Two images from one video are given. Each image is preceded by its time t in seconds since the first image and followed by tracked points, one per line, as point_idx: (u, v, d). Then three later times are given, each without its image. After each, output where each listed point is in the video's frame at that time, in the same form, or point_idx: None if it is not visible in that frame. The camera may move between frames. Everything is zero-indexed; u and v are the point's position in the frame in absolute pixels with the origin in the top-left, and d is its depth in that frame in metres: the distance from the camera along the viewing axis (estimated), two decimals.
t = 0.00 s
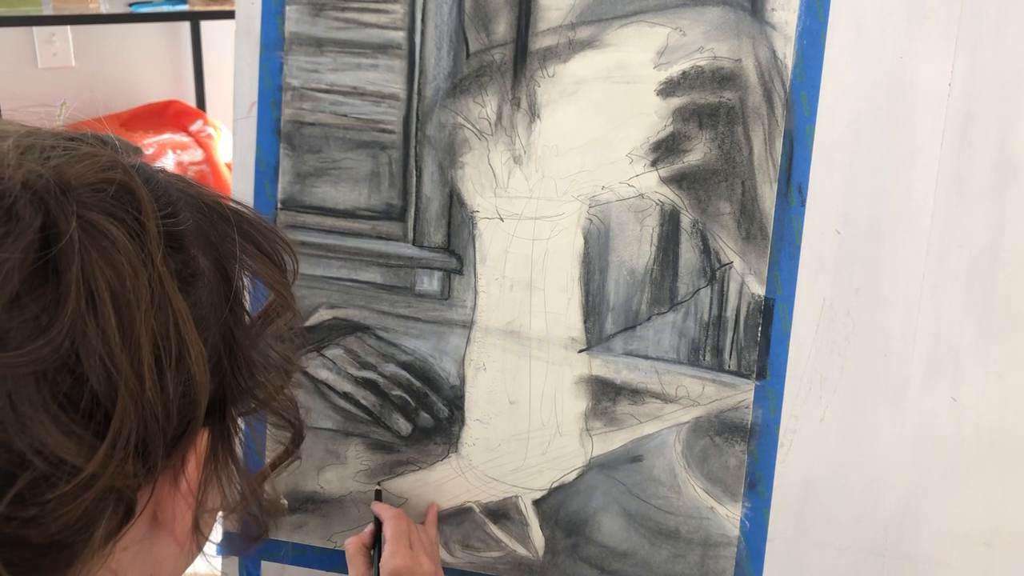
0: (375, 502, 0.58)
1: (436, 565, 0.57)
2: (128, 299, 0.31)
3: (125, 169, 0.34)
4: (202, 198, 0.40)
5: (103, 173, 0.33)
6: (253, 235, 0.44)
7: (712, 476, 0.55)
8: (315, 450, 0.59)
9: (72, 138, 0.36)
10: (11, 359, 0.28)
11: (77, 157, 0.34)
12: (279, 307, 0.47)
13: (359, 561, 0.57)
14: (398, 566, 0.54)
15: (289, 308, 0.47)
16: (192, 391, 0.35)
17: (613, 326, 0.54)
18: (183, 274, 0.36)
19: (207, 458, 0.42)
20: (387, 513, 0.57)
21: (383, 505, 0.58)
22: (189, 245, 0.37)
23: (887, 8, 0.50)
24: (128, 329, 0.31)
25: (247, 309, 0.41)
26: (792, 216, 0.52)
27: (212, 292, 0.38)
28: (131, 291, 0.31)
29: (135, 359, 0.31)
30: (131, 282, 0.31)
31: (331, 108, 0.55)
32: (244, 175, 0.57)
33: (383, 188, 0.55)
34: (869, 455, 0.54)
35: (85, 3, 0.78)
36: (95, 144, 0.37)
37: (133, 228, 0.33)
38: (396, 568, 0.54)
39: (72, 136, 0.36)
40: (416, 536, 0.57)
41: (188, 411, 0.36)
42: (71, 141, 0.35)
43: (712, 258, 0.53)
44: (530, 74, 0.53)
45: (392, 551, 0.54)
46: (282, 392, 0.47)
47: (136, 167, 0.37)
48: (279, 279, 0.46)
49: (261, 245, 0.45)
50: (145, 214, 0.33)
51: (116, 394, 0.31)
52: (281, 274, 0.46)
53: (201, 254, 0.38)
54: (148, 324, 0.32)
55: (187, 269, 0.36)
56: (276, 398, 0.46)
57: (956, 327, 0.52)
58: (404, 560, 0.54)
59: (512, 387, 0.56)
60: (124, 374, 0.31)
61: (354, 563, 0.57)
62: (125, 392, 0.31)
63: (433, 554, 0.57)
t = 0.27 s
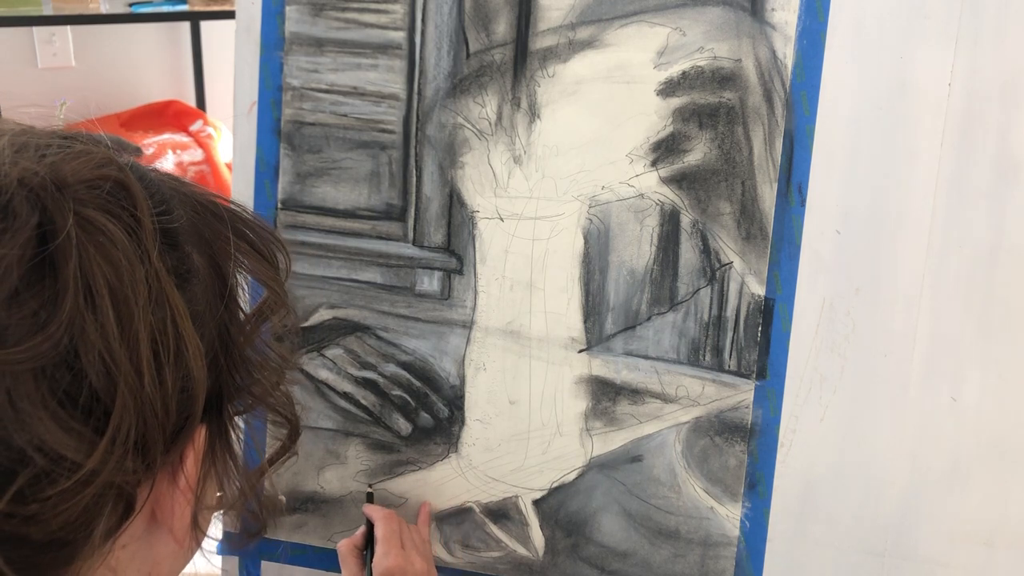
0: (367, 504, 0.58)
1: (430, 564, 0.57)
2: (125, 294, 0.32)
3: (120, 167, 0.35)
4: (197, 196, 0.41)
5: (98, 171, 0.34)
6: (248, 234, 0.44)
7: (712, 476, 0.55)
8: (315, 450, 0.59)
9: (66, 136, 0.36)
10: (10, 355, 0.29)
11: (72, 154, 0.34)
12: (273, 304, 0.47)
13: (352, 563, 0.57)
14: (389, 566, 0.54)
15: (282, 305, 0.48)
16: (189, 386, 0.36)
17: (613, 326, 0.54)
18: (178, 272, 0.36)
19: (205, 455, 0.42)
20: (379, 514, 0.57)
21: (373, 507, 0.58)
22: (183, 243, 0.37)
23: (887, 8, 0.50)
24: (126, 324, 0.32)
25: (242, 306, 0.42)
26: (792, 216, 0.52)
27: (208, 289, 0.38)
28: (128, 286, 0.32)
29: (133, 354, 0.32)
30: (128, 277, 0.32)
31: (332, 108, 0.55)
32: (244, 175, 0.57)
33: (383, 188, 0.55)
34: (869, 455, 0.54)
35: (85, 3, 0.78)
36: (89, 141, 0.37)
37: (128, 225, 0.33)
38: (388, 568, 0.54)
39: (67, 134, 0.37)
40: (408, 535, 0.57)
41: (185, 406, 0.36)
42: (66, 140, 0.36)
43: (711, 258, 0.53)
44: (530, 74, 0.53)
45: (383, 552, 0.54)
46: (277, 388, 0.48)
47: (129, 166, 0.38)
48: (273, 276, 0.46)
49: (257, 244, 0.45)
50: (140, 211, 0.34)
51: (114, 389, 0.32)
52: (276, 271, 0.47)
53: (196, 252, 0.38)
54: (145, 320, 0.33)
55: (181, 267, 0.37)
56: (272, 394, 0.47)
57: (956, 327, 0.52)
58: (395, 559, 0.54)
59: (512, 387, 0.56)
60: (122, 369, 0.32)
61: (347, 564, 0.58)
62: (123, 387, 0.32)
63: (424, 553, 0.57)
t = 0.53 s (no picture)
0: (360, 504, 0.58)
1: (424, 563, 0.57)
2: (130, 289, 0.32)
3: (118, 165, 0.36)
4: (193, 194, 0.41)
5: (97, 170, 0.34)
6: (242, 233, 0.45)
7: (712, 476, 0.55)
8: (315, 450, 0.59)
9: (63, 134, 0.37)
10: (17, 352, 0.29)
11: (71, 153, 0.35)
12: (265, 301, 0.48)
13: (346, 563, 0.57)
14: (383, 565, 0.54)
15: (274, 300, 0.49)
16: (191, 382, 0.36)
17: (613, 326, 0.55)
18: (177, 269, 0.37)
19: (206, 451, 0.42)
20: (371, 513, 0.57)
21: (367, 505, 0.58)
22: (182, 240, 0.38)
23: (887, 8, 0.50)
24: (130, 320, 0.32)
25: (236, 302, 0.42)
26: (792, 216, 0.52)
27: (205, 285, 0.39)
28: (132, 282, 0.32)
29: (138, 349, 0.33)
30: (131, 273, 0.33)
31: (331, 108, 0.55)
32: (244, 175, 0.57)
33: (383, 188, 0.55)
34: (868, 455, 0.54)
35: (85, 3, 0.78)
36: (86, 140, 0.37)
37: (130, 222, 0.34)
38: (381, 567, 0.54)
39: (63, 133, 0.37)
40: (401, 534, 0.57)
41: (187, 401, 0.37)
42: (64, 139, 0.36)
43: (711, 258, 0.53)
44: (530, 74, 0.53)
45: (377, 551, 0.54)
46: (274, 381, 0.49)
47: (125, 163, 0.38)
48: (265, 272, 0.47)
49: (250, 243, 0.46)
50: (140, 210, 0.35)
51: (120, 384, 0.32)
52: (268, 267, 0.47)
53: (195, 249, 0.39)
54: (149, 315, 0.33)
55: (180, 264, 0.37)
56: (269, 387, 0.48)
57: (956, 326, 0.52)
58: (389, 558, 0.54)
59: (512, 387, 0.56)
60: (128, 363, 0.32)
61: (341, 564, 0.58)
62: (129, 381, 0.32)
63: (418, 551, 0.57)
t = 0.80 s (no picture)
0: (357, 502, 0.58)
1: (421, 562, 0.57)
2: (175, 283, 0.35)
3: (146, 170, 0.38)
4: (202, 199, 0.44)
5: (128, 175, 0.37)
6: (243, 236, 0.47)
7: (712, 476, 0.55)
8: (315, 450, 0.59)
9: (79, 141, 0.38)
10: (76, 346, 0.31)
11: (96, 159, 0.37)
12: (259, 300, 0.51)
13: (343, 562, 0.58)
14: (379, 564, 0.54)
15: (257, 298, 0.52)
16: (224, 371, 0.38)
17: (613, 326, 0.55)
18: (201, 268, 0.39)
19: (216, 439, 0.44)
20: (368, 512, 0.57)
21: (363, 505, 0.58)
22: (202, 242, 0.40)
23: (887, 8, 0.50)
24: (177, 312, 0.35)
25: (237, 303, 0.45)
26: (792, 216, 0.52)
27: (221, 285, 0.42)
28: (176, 276, 0.35)
29: (184, 338, 0.35)
30: (174, 268, 0.35)
31: (331, 108, 0.55)
32: (244, 176, 0.57)
33: (383, 188, 0.55)
34: (868, 456, 0.54)
35: (85, 3, 0.78)
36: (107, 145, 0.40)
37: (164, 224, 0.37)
38: (377, 566, 0.54)
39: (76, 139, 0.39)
40: (398, 533, 0.57)
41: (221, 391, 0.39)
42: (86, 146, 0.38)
43: (711, 258, 0.53)
44: (530, 74, 0.53)
45: (373, 550, 0.55)
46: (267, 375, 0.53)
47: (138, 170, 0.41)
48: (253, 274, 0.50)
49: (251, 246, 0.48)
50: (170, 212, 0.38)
51: (170, 371, 0.35)
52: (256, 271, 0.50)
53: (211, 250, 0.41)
54: (192, 308, 0.36)
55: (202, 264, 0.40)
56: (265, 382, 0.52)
57: (956, 327, 0.52)
58: (385, 557, 0.54)
59: (512, 387, 0.56)
60: (178, 351, 0.35)
61: (338, 563, 0.58)
62: (179, 368, 0.35)
63: (414, 550, 0.57)
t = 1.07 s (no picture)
0: (355, 501, 0.58)
1: (420, 561, 0.57)
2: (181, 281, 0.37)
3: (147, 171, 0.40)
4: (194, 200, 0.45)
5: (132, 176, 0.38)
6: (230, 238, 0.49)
7: (712, 476, 0.55)
8: (315, 450, 0.59)
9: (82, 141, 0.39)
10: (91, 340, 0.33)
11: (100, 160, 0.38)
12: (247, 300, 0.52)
13: (340, 563, 0.57)
14: (376, 563, 0.54)
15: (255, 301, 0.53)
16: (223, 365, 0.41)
17: (613, 326, 0.55)
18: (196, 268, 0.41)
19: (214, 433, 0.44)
20: (366, 511, 0.57)
21: (360, 504, 0.58)
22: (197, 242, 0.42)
23: (887, 8, 0.50)
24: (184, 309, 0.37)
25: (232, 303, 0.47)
26: (793, 216, 0.52)
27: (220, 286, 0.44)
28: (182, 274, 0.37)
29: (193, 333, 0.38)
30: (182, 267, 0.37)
31: (332, 108, 0.55)
32: (244, 175, 0.57)
33: (383, 188, 0.55)
34: (868, 455, 0.54)
35: (85, 3, 0.78)
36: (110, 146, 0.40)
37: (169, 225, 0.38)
38: (375, 565, 0.54)
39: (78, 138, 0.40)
40: (395, 532, 0.57)
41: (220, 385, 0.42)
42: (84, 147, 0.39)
43: (712, 258, 0.53)
44: (531, 74, 0.53)
45: (370, 549, 0.55)
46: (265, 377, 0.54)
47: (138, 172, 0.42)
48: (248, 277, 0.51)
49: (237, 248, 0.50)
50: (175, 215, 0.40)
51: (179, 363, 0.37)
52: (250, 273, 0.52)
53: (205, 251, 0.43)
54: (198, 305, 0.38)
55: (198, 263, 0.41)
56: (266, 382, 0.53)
57: (956, 326, 0.52)
58: (382, 556, 0.54)
59: (512, 387, 0.56)
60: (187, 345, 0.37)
61: (336, 564, 0.57)
62: (188, 361, 0.37)
63: (411, 549, 0.57)
